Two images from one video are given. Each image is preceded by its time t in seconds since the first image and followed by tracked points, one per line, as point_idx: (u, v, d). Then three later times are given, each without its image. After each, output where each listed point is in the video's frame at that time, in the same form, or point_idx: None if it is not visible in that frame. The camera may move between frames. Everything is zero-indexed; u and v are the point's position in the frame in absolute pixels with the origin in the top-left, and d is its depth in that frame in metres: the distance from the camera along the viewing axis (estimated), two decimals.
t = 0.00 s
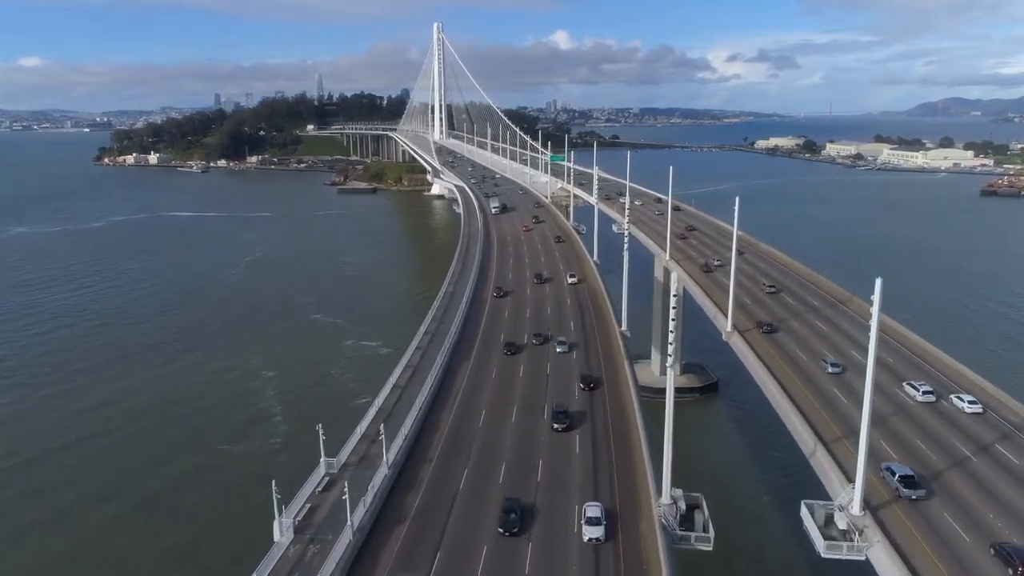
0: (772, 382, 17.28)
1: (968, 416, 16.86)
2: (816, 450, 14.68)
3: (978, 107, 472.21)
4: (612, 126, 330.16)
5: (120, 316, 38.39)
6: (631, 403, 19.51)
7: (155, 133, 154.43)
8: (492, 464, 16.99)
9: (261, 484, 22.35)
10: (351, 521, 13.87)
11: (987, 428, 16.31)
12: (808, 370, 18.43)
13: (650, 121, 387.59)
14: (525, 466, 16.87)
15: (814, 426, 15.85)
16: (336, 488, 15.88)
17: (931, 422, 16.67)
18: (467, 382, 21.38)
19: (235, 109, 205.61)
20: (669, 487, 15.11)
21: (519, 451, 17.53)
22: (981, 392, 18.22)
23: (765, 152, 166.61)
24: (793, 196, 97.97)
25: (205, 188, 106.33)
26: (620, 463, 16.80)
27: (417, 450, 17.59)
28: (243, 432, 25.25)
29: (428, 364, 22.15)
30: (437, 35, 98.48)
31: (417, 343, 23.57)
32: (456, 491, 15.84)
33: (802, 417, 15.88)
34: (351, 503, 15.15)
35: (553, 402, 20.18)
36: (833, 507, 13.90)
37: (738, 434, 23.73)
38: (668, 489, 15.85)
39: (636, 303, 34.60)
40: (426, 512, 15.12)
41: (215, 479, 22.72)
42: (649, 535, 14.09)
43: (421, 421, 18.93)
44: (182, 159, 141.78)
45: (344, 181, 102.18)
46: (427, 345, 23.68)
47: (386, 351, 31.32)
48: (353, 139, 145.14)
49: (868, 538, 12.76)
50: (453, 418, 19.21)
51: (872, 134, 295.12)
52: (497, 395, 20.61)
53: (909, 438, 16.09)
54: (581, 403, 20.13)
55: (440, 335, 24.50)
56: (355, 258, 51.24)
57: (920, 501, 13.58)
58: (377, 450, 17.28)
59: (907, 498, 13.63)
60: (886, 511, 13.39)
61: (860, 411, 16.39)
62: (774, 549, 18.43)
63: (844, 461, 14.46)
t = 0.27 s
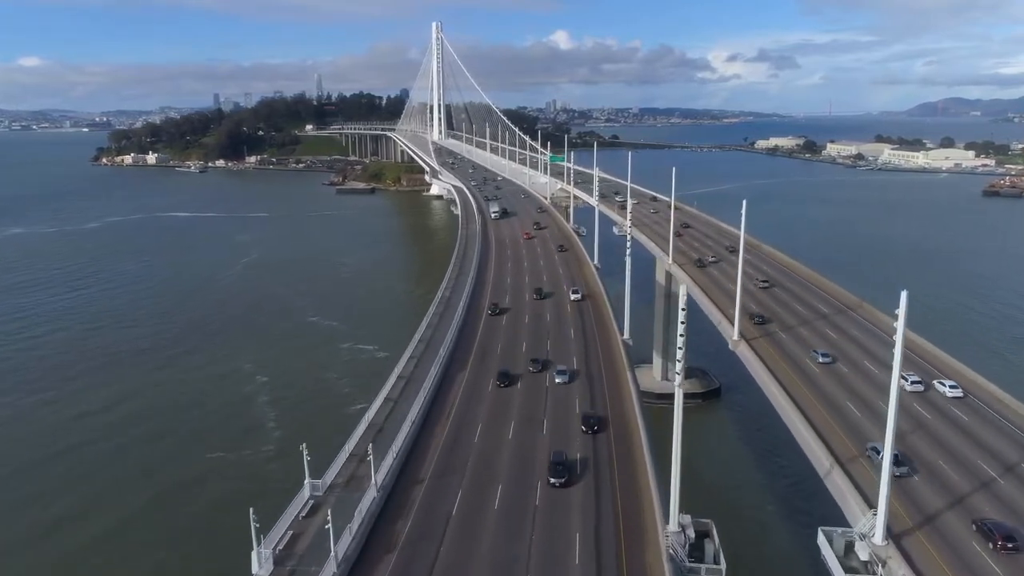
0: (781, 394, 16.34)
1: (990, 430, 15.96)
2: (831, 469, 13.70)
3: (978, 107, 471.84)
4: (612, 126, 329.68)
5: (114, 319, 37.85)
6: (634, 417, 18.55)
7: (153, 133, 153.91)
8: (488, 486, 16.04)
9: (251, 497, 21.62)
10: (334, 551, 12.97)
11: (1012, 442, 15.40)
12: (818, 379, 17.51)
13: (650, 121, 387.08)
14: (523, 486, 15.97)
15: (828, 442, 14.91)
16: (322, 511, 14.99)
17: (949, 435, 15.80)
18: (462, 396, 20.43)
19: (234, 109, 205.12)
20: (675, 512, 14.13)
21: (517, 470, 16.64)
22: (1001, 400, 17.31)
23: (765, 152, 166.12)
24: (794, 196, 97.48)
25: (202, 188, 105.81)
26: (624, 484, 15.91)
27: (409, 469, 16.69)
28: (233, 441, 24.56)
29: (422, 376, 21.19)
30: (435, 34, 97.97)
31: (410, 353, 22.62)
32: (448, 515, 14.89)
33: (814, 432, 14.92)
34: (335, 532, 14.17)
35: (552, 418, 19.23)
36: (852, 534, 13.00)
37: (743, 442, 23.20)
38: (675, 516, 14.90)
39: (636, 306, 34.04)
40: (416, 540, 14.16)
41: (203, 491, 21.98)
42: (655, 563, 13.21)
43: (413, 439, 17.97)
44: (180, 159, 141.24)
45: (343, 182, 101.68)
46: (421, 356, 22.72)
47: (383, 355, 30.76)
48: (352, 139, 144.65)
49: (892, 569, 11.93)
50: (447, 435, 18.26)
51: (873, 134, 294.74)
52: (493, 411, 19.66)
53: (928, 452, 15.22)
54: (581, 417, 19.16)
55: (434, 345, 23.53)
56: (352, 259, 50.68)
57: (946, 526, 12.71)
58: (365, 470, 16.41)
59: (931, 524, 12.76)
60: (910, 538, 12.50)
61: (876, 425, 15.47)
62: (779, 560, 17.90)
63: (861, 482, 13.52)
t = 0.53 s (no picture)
0: (792, 408, 15.07)
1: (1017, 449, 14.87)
2: (849, 491, 12.35)
3: (978, 107, 471.58)
4: (612, 126, 329.30)
5: (107, 321, 37.31)
6: (638, 432, 17.52)
7: (152, 133, 153.49)
8: (481, 510, 15.05)
9: (238, 507, 20.87)
10: None
11: None
12: (830, 391, 16.26)
13: (650, 122, 386.66)
14: (520, 507, 15.08)
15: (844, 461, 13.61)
16: (305, 538, 14.12)
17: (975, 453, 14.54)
18: (456, 411, 19.47)
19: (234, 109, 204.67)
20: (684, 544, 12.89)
21: (515, 489, 15.77)
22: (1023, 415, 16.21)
23: (766, 152, 165.77)
24: (796, 197, 96.98)
25: (201, 189, 105.29)
26: (627, 501, 15.01)
27: (400, 490, 15.84)
28: (221, 447, 23.86)
29: (414, 390, 20.23)
30: (435, 34, 97.49)
31: (401, 365, 21.65)
32: (440, 540, 14.04)
33: (829, 450, 13.61)
34: (318, 564, 13.28)
35: (550, 434, 18.21)
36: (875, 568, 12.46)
37: (747, 451, 22.60)
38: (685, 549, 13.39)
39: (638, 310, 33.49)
40: (406, 568, 13.28)
41: (189, 500, 21.25)
42: None
43: (404, 460, 17.03)
44: (179, 159, 140.79)
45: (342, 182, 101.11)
46: (413, 368, 21.79)
47: (379, 360, 30.18)
48: (352, 139, 144.18)
49: None
50: (439, 454, 17.30)
51: (873, 135, 294.52)
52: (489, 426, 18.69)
53: (950, 472, 14.05)
54: (581, 433, 18.14)
55: (427, 356, 22.56)
56: (350, 261, 50.10)
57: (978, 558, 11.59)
58: (353, 492, 15.58)
59: (961, 556, 11.65)
60: (937, 574, 11.28)
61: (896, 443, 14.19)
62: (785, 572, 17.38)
63: (882, 506, 12.19)
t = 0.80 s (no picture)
0: (807, 426, 14.15)
1: None
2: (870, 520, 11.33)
3: (977, 107, 471.24)
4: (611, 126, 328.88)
5: (100, 324, 36.71)
6: (643, 451, 16.58)
7: (150, 133, 153.00)
8: (476, 538, 14.13)
9: (226, 519, 20.09)
10: None
11: None
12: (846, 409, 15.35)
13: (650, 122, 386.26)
14: (518, 534, 14.14)
15: (864, 486, 12.68)
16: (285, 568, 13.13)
17: (1000, 468, 13.60)
18: (450, 428, 18.52)
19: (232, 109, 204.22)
20: None
21: (513, 515, 14.82)
22: None
23: (766, 152, 165.29)
24: (797, 197, 96.46)
25: (198, 189, 104.70)
26: (633, 528, 14.08)
27: (391, 515, 14.92)
28: (211, 456, 23.14)
29: (406, 404, 19.29)
30: (433, 33, 97.01)
31: (394, 377, 20.74)
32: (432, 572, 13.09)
33: (848, 474, 12.66)
34: None
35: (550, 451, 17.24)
36: None
37: (751, 460, 22.06)
38: None
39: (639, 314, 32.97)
40: None
41: (176, 511, 20.50)
42: None
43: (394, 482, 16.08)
44: (177, 159, 140.12)
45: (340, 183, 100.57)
46: (406, 379, 20.85)
47: (376, 365, 29.62)
48: (350, 139, 143.66)
49: None
50: (432, 475, 16.32)
51: (873, 134, 294.12)
52: (485, 443, 17.73)
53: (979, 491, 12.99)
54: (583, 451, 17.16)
55: (422, 368, 21.66)
56: (347, 263, 49.55)
57: None
58: (340, 516, 14.63)
59: None
60: None
61: (919, 465, 13.26)
62: None
63: (908, 534, 11.23)
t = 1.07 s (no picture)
0: (822, 445, 13.39)
1: None
2: (894, 547, 10.64)
3: (978, 107, 470.94)
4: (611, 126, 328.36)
5: (94, 326, 36.24)
6: (647, 472, 15.75)
7: (149, 134, 152.51)
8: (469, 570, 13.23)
9: (214, 531, 19.44)
10: None
11: None
12: (863, 425, 14.58)
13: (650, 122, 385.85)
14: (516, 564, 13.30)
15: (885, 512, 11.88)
16: None
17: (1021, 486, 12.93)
18: (445, 447, 17.68)
19: (231, 109, 203.63)
20: None
21: (511, 543, 13.99)
22: None
23: (767, 152, 164.81)
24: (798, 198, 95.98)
25: (197, 189, 104.16)
26: (639, 557, 13.23)
27: (380, 541, 14.04)
28: (203, 464, 22.53)
29: (399, 420, 18.43)
30: (433, 33, 96.51)
31: (387, 389, 19.94)
32: None
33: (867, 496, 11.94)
34: None
35: (551, 471, 16.44)
36: None
37: (756, 467, 21.53)
38: None
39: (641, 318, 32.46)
40: None
41: (167, 520, 19.96)
42: None
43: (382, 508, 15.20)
44: (176, 159, 139.65)
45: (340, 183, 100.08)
46: (400, 391, 20.04)
47: (373, 368, 29.13)
48: (350, 139, 143.14)
49: None
50: (424, 501, 15.44)
51: (874, 134, 293.63)
52: (481, 464, 16.87)
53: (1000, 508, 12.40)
54: (585, 472, 16.36)
55: (417, 379, 20.83)
56: (345, 265, 49.04)
57: None
58: (326, 540, 13.74)
59: None
60: None
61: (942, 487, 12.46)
62: None
63: (935, 569, 10.47)
